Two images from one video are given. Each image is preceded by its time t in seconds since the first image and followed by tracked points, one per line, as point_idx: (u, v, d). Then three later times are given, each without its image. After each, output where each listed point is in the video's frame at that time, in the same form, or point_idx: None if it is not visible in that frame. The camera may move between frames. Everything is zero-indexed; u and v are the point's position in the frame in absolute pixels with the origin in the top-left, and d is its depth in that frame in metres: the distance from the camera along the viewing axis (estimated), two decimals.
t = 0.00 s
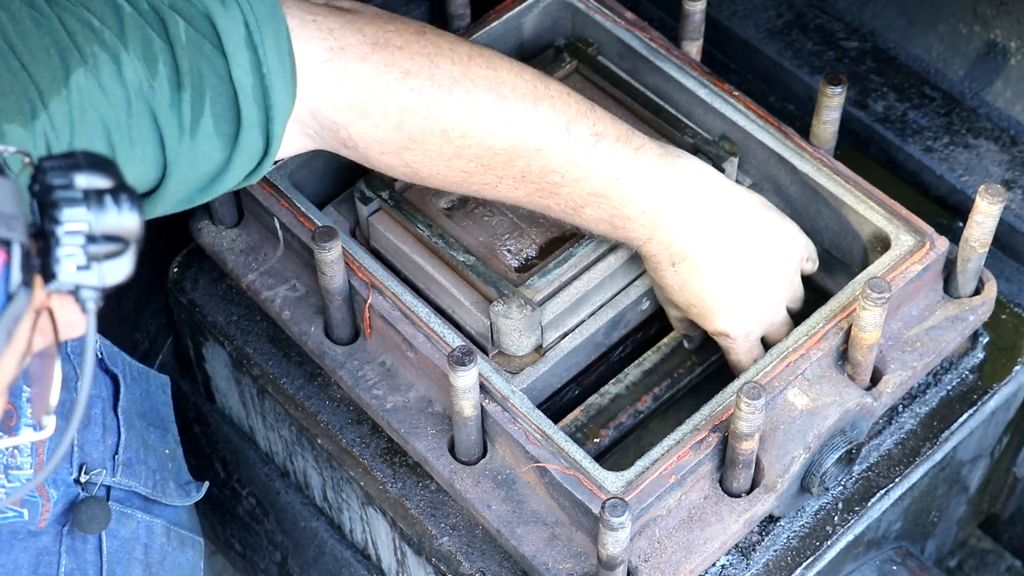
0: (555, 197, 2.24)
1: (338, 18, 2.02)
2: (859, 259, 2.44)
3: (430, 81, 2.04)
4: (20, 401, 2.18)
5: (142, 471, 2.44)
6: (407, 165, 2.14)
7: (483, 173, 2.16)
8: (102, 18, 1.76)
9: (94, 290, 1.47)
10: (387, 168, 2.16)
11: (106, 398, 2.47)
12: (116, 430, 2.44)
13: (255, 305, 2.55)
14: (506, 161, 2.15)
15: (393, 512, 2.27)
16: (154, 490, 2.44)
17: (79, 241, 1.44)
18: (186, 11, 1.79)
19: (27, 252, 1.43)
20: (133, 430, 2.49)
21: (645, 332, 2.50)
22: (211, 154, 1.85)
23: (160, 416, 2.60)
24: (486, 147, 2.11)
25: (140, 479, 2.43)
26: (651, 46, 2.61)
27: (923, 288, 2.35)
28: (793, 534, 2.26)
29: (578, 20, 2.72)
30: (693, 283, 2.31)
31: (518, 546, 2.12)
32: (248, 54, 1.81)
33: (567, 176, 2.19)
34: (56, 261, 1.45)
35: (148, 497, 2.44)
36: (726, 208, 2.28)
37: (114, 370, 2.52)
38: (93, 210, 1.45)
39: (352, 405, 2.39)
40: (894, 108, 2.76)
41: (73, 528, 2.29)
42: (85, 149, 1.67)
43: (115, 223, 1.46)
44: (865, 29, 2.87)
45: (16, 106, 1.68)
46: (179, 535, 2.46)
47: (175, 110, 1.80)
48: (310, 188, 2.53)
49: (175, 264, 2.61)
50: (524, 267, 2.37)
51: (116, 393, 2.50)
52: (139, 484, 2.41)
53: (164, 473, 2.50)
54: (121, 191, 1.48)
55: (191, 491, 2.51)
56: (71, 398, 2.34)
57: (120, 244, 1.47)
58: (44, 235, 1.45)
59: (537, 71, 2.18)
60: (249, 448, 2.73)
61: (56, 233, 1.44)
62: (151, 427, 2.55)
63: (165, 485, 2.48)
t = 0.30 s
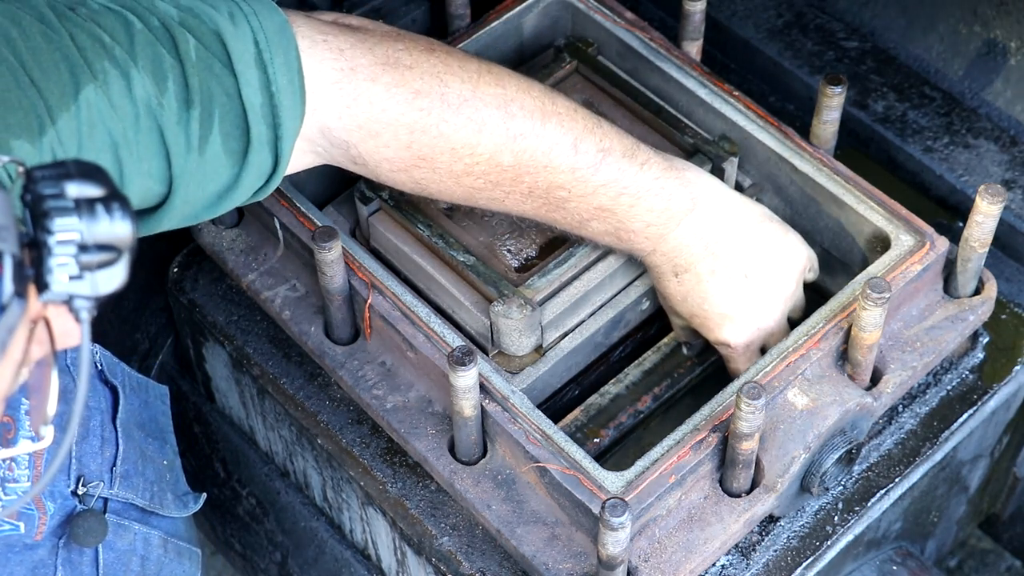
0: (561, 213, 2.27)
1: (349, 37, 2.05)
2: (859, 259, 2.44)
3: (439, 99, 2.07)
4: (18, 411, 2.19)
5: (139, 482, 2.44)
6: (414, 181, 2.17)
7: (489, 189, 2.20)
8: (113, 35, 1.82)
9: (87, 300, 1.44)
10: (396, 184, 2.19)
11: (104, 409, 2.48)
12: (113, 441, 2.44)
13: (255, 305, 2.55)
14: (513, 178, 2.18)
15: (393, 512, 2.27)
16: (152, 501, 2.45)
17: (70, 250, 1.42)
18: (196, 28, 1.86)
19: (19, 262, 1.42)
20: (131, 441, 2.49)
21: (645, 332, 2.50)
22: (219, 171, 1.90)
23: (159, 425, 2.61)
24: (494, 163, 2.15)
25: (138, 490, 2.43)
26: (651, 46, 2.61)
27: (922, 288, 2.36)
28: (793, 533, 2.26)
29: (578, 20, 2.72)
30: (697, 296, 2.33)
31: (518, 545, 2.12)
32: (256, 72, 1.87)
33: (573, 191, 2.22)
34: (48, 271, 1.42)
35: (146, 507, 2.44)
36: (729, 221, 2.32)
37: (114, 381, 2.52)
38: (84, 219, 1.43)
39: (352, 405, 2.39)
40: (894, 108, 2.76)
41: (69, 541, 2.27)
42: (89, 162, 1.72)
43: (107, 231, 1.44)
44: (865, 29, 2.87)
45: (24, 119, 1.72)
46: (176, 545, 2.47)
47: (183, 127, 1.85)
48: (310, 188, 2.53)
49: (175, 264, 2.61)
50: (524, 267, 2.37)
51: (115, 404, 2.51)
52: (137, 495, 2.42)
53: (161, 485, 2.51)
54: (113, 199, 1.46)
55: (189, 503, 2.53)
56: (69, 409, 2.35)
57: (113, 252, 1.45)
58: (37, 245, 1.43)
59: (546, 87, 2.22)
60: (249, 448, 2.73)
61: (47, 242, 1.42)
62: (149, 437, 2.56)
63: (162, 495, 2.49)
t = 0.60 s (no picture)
0: (560, 220, 2.26)
1: (349, 39, 2.05)
2: (859, 259, 2.44)
3: (438, 104, 2.08)
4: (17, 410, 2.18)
5: (139, 481, 2.45)
6: (413, 187, 2.17)
7: (488, 196, 2.19)
8: (114, 36, 1.82)
9: (88, 295, 1.46)
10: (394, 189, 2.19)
11: (104, 409, 2.48)
12: (113, 441, 2.44)
13: (255, 305, 2.55)
14: (513, 184, 2.18)
15: (393, 512, 2.27)
16: (151, 500, 2.45)
17: (73, 245, 1.43)
18: (197, 30, 1.86)
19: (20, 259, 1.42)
20: (131, 440, 2.49)
21: (645, 332, 2.50)
22: (218, 172, 1.90)
23: (158, 426, 2.61)
24: (493, 169, 2.14)
25: (138, 490, 2.43)
26: (651, 46, 2.61)
27: (922, 288, 2.35)
28: (793, 533, 2.26)
29: (578, 20, 2.72)
30: (700, 304, 2.33)
31: (518, 545, 2.12)
32: (256, 74, 1.87)
33: (572, 198, 2.21)
34: (50, 266, 1.43)
35: (145, 507, 2.44)
36: (730, 230, 2.32)
37: (114, 380, 2.52)
38: (86, 215, 1.44)
39: (352, 405, 2.39)
40: (894, 108, 2.76)
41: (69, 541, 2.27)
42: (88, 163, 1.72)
43: (109, 227, 1.46)
44: (865, 29, 2.87)
45: (25, 121, 1.72)
46: (175, 545, 2.47)
47: (184, 128, 1.85)
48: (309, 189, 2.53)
49: (175, 264, 2.61)
50: (524, 267, 2.37)
51: (114, 403, 2.51)
52: (137, 494, 2.42)
53: (160, 484, 2.51)
54: (115, 197, 1.48)
55: (188, 502, 2.53)
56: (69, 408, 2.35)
57: (115, 248, 1.47)
58: (38, 240, 1.45)
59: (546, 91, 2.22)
60: (250, 448, 2.73)
61: (50, 239, 1.43)
62: (149, 437, 2.56)
63: (162, 495, 2.49)
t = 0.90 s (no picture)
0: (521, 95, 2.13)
1: None
2: (859, 259, 2.44)
3: None
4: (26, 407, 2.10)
5: (146, 471, 2.45)
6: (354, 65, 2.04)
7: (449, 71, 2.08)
8: None
9: (109, 322, 1.56)
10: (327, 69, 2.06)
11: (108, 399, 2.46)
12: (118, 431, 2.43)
13: (255, 305, 2.55)
14: (470, 33, 1.89)
15: (393, 512, 2.27)
16: (159, 492, 2.45)
17: (97, 276, 1.53)
18: None
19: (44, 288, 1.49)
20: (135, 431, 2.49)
21: (645, 332, 2.50)
22: (186, 56, 1.77)
23: (162, 419, 2.60)
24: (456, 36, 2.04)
25: (145, 480, 2.43)
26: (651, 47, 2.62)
27: (922, 288, 2.35)
28: (793, 534, 2.26)
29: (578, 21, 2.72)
30: (677, 141, 1.96)
31: (518, 545, 2.12)
32: None
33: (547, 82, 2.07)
34: (75, 296, 1.52)
35: (153, 498, 2.44)
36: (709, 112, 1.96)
37: (116, 373, 2.51)
38: (110, 245, 1.54)
39: (352, 405, 2.39)
40: (894, 108, 2.76)
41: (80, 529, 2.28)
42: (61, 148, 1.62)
43: (133, 256, 1.56)
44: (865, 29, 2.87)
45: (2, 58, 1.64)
46: (182, 536, 2.47)
47: (142, 18, 1.73)
48: (309, 188, 2.53)
49: (175, 264, 2.61)
50: (524, 267, 2.36)
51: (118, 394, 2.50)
52: (144, 485, 2.42)
53: (167, 475, 2.51)
54: (137, 227, 1.59)
55: (195, 493, 2.53)
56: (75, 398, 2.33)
57: (137, 277, 1.57)
58: (60, 268, 1.53)
59: None
60: (250, 448, 2.72)
61: (76, 268, 1.52)
62: (153, 430, 2.56)
63: (169, 487, 2.49)
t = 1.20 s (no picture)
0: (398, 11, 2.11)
1: None
2: (859, 259, 2.44)
3: None
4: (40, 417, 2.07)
5: (160, 474, 2.44)
6: None
7: None
8: None
9: (139, 342, 1.52)
10: None
11: (121, 402, 2.45)
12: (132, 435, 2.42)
13: (255, 305, 2.55)
14: None
15: (393, 512, 2.27)
16: (172, 495, 2.45)
17: (124, 298, 1.48)
18: None
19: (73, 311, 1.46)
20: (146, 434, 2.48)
21: (645, 331, 2.50)
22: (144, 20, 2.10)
23: (173, 422, 2.59)
24: None
25: (159, 483, 2.43)
26: (650, 46, 2.61)
27: (923, 288, 2.35)
28: (793, 534, 2.26)
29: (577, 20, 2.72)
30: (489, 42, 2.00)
31: (518, 546, 2.12)
32: None
33: None
34: (102, 318, 1.48)
35: (166, 502, 2.44)
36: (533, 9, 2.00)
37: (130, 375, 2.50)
38: (135, 265, 1.49)
39: (352, 405, 2.39)
40: (894, 108, 2.76)
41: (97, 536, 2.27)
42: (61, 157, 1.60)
43: (158, 274, 1.51)
44: (865, 29, 2.87)
45: None
46: (194, 540, 2.47)
47: None
48: (309, 188, 2.53)
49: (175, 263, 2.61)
50: (524, 267, 2.36)
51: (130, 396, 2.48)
52: (158, 488, 2.41)
53: (180, 478, 2.50)
54: (159, 244, 1.53)
55: (207, 495, 2.53)
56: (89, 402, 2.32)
57: (162, 296, 1.52)
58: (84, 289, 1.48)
59: None
60: (250, 448, 2.72)
61: (100, 293, 1.47)
62: (165, 433, 2.55)
63: (182, 490, 2.48)
